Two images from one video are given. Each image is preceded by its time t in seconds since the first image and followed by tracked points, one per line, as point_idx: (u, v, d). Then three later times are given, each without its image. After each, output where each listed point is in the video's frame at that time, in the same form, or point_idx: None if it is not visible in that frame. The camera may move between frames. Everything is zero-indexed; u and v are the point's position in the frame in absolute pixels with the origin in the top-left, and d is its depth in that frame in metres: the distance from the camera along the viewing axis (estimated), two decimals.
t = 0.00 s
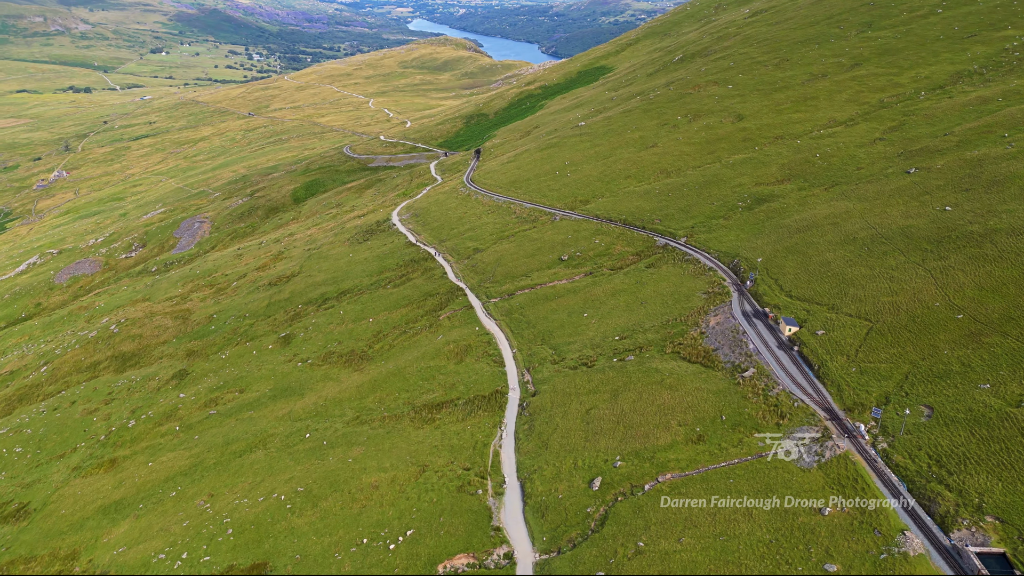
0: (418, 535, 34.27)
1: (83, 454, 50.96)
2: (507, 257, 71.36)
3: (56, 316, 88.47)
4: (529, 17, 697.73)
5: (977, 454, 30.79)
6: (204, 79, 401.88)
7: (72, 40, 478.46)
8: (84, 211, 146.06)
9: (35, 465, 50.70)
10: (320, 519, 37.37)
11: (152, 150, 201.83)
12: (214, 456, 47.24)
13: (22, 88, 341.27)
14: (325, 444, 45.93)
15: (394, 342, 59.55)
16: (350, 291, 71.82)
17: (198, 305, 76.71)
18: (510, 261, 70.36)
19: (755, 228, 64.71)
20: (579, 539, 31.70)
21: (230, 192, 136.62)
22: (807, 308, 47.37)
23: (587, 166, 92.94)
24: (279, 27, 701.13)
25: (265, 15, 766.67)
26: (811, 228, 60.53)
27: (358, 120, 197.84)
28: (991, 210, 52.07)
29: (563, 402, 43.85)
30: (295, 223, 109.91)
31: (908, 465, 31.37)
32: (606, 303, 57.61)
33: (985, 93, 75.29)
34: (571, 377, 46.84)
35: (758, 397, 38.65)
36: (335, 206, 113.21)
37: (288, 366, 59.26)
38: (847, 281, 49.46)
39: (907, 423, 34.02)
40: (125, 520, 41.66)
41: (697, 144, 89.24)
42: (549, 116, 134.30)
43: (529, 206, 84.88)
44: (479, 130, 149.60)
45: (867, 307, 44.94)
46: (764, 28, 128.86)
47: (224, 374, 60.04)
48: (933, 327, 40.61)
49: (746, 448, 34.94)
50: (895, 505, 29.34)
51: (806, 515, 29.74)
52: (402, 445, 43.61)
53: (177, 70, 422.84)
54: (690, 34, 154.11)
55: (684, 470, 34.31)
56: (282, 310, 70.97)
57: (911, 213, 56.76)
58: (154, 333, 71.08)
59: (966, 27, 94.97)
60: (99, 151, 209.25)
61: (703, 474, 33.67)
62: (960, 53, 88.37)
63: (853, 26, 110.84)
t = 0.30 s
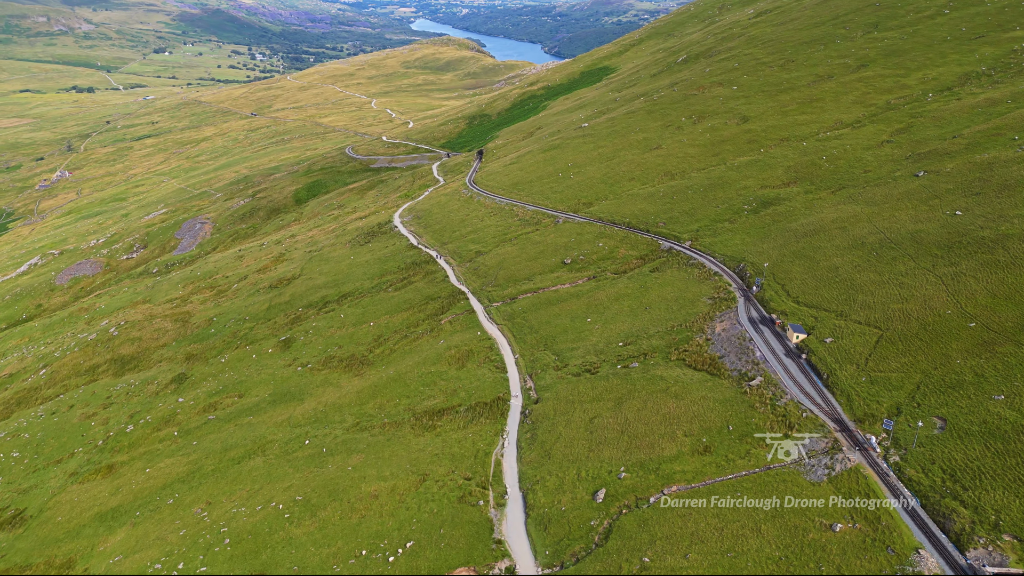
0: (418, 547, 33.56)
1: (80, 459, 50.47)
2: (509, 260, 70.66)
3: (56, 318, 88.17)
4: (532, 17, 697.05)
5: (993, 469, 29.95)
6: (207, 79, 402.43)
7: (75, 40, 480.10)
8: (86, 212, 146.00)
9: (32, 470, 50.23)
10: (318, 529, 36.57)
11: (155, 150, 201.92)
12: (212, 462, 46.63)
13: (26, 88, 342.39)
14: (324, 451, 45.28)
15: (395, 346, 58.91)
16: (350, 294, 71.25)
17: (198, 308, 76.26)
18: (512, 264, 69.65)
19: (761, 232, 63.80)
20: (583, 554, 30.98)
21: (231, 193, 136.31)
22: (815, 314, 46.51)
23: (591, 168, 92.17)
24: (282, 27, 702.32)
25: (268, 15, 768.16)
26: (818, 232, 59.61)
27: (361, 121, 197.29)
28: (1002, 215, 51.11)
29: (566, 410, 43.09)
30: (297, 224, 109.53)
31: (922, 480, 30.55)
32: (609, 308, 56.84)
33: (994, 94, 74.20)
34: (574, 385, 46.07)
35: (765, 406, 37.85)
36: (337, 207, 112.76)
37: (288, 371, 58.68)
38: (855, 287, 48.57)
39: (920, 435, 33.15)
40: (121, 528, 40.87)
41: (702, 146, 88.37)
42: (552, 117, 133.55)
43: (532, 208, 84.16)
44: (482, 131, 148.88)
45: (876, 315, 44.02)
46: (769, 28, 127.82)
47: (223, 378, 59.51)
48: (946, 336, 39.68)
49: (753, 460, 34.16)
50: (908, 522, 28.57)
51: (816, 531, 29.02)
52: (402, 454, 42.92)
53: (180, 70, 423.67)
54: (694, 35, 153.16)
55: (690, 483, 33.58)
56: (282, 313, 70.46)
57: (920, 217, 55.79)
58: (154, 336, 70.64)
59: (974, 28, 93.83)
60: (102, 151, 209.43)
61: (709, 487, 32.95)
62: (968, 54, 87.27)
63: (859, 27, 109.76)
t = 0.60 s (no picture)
0: (418, 560, 32.87)
1: (78, 465, 49.95)
2: (512, 264, 69.94)
3: (57, 319, 87.88)
4: (535, 17, 695.98)
5: (1009, 484, 29.14)
6: (210, 79, 403.08)
7: (79, 40, 481.65)
8: (88, 212, 145.99)
9: (29, 475, 49.75)
10: (317, 539, 35.84)
11: (157, 151, 201.95)
12: (210, 469, 46.04)
13: (30, 88, 343.55)
14: (324, 459, 44.60)
15: (396, 351, 58.26)
16: (352, 297, 70.67)
17: (198, 310, 75.76)
18: (515, 267, 68.92)
19: (767, 236, 62.91)
20: (587, 569, 30.24)
21: (233, 193, 136.00)
22: (823, 321, 45.65)
23: (594, 170, 91.38)
24: (285, 27, 703.39)
25: (272, 15, 769.46)
26: (825, 236, 58.67)
27: (363, 121, 196.79)
28: (1015, 220, 50.12)
29: (569, 418, 42.34)
30: (298, 225, 109.07)
31: (936, 495, 29.78)
32: (613, 313, 56.05)
33: (1004, 96, 73.06)
34: (578, 392, 45.31)
35: (773, 417, 37.03)
36: (339, 208, 112.29)
37: (288, 375, 58.12)
38: (865, 293, 47.67)
39: (933, 448, 32.32)
40: (117, 536, 40.21)
41: (706, 148, 87.47)
42: (555, 118, 132.77)
43: (535, 210, 83.47)
44: (484, 132, 148.15)
45: (886, 322, 43.14)
46: (774, 29, 126.65)
47: (223, 383, 58.97)
48: (958, 345, 38.79)
49: (762, 472, 33.36)
50: (922, 540, 27.84)
51: (827, 549, 28.35)
52: (403, 462, 42.21)
53: (183, 70, 424.56)
54: (698, 35, 152.17)
55: (697, 495, 32.82)
56: (282, 316, 69.93)
57: (929, 222, 54.82)
58: (153, 339, 70.19)
59: (982, 29, 92.70)
60: (104, 151, 209.64)
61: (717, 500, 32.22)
62: (976, 55, 86.10)
63: (865, 27, 108.62)
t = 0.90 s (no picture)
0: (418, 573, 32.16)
1: (75, 471, 49.46)
2: (515, 267, 69.19)
3: (57, 321, 87.57)
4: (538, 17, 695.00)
5: None
6: (214, 79, 403.58)
7: (83, 40, 483.21)
8: (90, 212, 145.96)
9: (26, 481, 49.28)
10: (315, 550, 35.15)
11: (160, 150, 201.97)
12: (209, 476, 45.47)
13: (34, 88, 344.81)
14: (323, 466, 43.93)
15: (397, 355, 57.62)
16: (353, 300, 70.07)
17: (199, 313, 75.29)
18: (517, 271, 68.21)
19: (773, 240, 62.01)
20: None
21: (235, 194, 135.72)
22: (832, 328, 44.75)
23: (597, 172, 90.56)
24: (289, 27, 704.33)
25: (275, 15, 770.56)
26: (833, 240, 57.71)
27: (366, 121, 196.32)
28: None
29: (572, 426, 41.58)
30: (300, 227, 108.57)
31: (950, 511, 28.99)
32: (617, 317, 55.27)
33: (1013, 98, 71.98)
34: (581, 399, 44.57)
35: (781, 428, 36.16)
36: (341, 209, 111.82)
37: (288, 380, 57.56)
38: (874, 300, 46.76)
39: (947, 462, 31.49)
40: (113, 544, 39.58)
41: (711, 150, 86.59)
42: (558, 119, 131.97)
43: (537, 213, 82.77)
44: (487, 133, 147.49)
45: (897, 329, 42.24)
46: (779, 29, 125.54)
47: (222, 387, 58.44)
48: (971, 354, 37.90)
49: (771, 485, 32.60)
50: (937, 558, 27.09)
51: (838, 566, 27.60)
52: (403, 470, 41.52)
53: (187, 70, 425.32)
54: (702, 36, 151.14)
55: (704, 509, 32.04)
56: (283, 319, 69.40)
57: (940, 226, 53.82)
58: (153, 342, 69.72)
59: (990, 30, 91.49)
60: (107, 151, 209.89)
61: (724, 514, 31.45)
62: (985, 56, 84.94)
63: (871, 28, 107.44)
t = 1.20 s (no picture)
0: None
1: (73, 476, 48.97)
2: (517, 270, 68.49)
3: (58, 322, 87.28)
4: (541, 16, 693.68)
5: None
6: (217, 79, 404.05)
7: (87, 39, 484.51)
8: (92, 212, 145.89)
9: (23, 486, 48.82)
10: (313, 561, 34.49)
11: (162, 150, 202.00)
12: (207, 483, 44.89)
13: (38, 87, 345.89)
14: (322, 474, 43.29)
15: (398, 360, 56.98)
16: (354, 303, 69.48)
17: (199, 315, 74.84)
18: (520, 274, 67.52)
19: (779, 244, 61.10)
20: None
21: (237, 195, 135.36)
22: (840, 336, 43.85)
23: (601, 174, 89.73)
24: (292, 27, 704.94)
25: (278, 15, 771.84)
26: (841, 245, 56.75)
27: (368, 122, 195.81)
28: None
29: (576, 435, 40.82)
30: (301, 228, 108.07)
31: (965, 528, 28.20)
32: (621, 323, 54.50)
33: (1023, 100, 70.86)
34: (584, 407, 43.80)
35: (790, 439, 35.34)
36: (343, 210, 111.34)
37: (287, 385, 57.00)
38: (883, 306, 45.83)
39: (962, 476, 30.61)
40: (109, 552, 38.99)
41: (716, 152, 85.68)
42: (561, 120, 131.13)
43: (540, 215, 82.08)
44: (489, 133, 146.84)
45: (907, 338, 41.31)
46: (785, 30, 124.41)
47: (221, 391, 57.91)
48: (985, 364, 36.96)
49: (780, 499, 31.86)
50: None
51: None
52: (403, 478, 40.81)
53: (190, 70, 425.99)
54: (706, 36, 150.02)
55: (711, 523, 31.28)
56: (283, 322, 68.86)
57: (950, 231, 52.83)
58: (152, 345, 69.27)
59: (999, 30, 90.23)
60: (110, 151, 210.09)
61: (732, 528, 30.72)
62: (994, 57, 83.76)
63: (878, 28, 106.24)
